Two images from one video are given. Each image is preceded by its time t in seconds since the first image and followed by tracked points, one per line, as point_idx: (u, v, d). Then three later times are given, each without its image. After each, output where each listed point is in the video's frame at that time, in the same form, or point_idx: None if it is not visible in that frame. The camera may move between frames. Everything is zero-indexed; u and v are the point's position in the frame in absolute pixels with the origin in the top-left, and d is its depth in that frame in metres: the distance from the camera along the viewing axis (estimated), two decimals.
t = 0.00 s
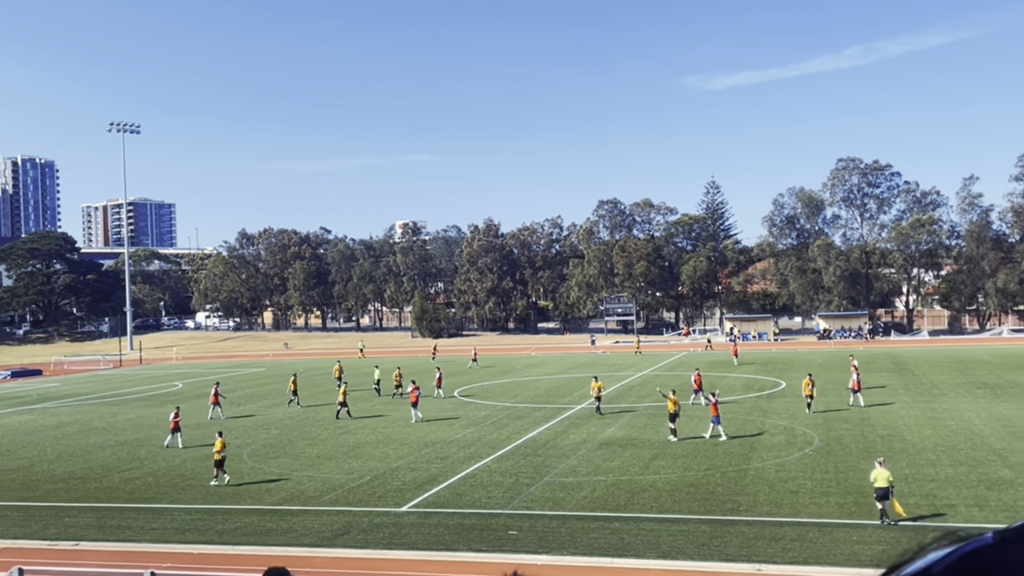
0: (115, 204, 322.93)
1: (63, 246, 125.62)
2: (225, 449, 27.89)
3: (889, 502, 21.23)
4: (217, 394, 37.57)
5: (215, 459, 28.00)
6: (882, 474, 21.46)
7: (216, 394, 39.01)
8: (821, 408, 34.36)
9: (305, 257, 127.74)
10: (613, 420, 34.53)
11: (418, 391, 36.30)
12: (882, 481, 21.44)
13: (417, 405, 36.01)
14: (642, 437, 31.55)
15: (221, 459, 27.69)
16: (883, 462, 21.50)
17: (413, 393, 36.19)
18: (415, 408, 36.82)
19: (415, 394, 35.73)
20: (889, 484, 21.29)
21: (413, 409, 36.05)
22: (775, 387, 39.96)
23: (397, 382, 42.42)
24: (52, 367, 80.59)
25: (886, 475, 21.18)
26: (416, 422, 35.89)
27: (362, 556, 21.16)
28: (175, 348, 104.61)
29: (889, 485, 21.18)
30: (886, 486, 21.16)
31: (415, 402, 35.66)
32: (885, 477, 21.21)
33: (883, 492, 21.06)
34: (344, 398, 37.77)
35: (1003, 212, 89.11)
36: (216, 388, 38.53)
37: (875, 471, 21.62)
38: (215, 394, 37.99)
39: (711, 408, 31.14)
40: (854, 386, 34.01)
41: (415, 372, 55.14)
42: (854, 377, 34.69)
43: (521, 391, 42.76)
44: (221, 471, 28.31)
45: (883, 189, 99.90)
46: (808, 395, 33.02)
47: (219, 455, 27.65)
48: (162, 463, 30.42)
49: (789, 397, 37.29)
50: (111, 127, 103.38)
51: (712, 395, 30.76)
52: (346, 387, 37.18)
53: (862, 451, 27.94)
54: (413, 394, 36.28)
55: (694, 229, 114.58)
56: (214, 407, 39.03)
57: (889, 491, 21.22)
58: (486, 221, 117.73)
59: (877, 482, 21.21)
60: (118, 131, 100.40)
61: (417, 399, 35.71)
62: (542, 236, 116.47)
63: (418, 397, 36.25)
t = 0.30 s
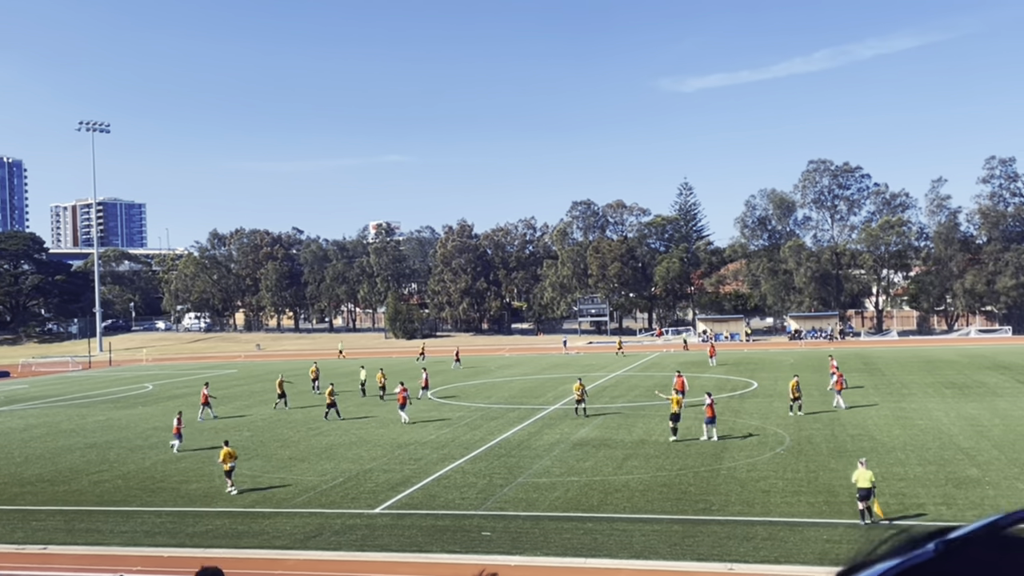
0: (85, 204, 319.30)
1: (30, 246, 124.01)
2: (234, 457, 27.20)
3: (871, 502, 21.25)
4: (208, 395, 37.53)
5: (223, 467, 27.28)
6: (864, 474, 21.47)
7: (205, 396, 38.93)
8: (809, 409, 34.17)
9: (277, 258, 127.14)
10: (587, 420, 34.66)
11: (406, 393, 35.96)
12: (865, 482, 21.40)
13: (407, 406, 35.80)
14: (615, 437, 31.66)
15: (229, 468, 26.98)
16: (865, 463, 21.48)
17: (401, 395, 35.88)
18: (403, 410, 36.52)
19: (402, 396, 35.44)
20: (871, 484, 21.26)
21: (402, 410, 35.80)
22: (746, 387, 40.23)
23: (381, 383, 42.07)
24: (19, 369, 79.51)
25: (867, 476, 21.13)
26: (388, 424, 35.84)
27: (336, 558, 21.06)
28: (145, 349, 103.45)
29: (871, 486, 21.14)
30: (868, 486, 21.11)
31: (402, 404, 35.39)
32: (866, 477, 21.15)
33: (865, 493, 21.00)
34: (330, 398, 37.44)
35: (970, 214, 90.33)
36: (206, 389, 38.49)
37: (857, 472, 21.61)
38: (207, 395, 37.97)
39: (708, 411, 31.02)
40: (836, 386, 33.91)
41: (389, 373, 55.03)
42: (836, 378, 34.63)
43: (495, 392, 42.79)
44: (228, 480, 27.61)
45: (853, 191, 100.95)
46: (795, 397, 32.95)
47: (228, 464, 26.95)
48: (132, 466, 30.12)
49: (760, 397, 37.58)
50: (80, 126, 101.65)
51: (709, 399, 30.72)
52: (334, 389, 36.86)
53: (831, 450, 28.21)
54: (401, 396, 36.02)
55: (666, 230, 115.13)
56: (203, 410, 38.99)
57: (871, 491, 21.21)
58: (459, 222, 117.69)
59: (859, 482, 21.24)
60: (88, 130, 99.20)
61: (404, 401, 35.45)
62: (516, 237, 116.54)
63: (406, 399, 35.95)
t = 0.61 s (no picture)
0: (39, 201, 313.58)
1: None
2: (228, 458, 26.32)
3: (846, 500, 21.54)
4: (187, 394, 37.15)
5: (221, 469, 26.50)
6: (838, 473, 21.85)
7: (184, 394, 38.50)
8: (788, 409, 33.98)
9: (237, 257, 126.57)
10: (548, 420, 34.78)
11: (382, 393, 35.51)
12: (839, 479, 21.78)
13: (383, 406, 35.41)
14: (576, 437, 31.79)
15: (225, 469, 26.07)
16: (838, 461, 21.84)
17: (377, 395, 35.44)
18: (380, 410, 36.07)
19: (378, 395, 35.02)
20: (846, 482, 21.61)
21: (377, 411, 35.39)
22: (706, 386, 40.55)
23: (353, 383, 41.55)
24: None
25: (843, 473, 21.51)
26: (349, 424, 35.63)
27: (297, 559, 20.94)
28: (102, 349, 101.81)
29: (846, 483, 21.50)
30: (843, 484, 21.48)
31: (378, 404, 34.95)
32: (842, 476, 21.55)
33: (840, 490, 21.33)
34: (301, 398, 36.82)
35: (925, 216, 92.01)
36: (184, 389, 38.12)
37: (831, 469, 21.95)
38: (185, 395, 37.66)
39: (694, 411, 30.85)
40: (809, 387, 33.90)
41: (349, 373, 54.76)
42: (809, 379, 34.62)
43: (457, 391, 42.73)
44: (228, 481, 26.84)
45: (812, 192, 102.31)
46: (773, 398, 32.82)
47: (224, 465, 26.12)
48: (88, 467, 29.68)
49: (719, 396, 37.97)
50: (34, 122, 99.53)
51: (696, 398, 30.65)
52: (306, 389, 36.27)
53: (789, 449, 28.58)
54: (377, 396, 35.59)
55: (628, 231, 115.86)
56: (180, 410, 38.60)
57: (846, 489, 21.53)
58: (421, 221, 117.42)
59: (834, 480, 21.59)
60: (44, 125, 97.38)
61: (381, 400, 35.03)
62: (478, 236, 116.52)
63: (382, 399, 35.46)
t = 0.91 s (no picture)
0: None
1: None
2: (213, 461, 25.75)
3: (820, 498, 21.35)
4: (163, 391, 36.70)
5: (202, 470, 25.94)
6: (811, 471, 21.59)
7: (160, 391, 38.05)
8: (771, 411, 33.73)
9: (197, 255, 124.72)
10: (512, 419, 34.75)
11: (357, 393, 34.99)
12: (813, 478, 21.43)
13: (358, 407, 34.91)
14: (539, 436, 31.79)
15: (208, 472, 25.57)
16: (813, 459, 21.46)
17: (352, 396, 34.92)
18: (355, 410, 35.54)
19: (354, 395, 34.53)
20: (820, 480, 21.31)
21: (353, 411, 34.88)
22: (669, 386, 40.71)
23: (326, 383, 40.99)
24: None
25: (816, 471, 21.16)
26: (310, 424, 35.35)
27: (257, 560, 20.73)
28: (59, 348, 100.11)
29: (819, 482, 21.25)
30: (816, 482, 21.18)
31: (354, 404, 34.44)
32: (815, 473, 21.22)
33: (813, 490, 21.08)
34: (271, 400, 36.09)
35: (883, 216, 93.33)
36: (159, 385, 37.66)
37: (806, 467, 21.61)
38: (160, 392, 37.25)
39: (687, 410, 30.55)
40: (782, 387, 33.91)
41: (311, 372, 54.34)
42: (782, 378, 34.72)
43: (420, 391, 42.56)
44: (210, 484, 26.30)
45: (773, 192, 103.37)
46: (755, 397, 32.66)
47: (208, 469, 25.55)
48: (43, 468, 29.16)
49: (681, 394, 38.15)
50: None
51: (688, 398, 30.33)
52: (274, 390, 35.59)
53: (750, 447, 28.81)
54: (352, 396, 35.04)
55: (592, 230, 116.33)
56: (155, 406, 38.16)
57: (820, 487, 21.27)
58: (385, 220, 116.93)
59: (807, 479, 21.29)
60: None
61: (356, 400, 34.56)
62: (442, 235, 116.26)
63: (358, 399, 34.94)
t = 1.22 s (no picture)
0: None
1: None
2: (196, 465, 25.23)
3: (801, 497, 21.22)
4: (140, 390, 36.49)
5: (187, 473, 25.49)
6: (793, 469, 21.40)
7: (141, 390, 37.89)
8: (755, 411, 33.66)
9: (162, 254, 123.30)
10: (481, 419, 34.69)
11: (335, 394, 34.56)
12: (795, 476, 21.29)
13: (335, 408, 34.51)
14: (508, 436, 31.77)
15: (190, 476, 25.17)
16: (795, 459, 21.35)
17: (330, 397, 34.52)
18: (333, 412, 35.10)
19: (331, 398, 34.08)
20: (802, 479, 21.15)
21: (330, 413, 34.47)
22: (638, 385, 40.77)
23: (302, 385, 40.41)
24: None
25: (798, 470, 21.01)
26: (277, 425, 35.08)
27: (223, 562, 20.49)
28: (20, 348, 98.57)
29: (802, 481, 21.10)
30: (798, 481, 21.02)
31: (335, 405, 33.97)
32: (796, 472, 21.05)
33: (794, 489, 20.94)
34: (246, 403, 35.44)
35: (849, 217, 94.30)
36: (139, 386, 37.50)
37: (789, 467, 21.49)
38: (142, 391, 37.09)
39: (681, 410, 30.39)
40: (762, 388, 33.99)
41: (277, 372, 53.99)
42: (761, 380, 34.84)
43: (388, 390, 42.39)
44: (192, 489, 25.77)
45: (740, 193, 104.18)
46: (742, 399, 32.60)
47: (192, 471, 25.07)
48: (4, 470, 28.68)
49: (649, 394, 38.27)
50: None
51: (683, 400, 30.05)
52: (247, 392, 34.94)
53: (718, 446, 28.96)
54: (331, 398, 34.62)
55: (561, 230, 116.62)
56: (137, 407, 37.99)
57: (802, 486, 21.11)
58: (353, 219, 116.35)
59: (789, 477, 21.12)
60: None
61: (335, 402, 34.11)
62: (412, 234, 115.93)
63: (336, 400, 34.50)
